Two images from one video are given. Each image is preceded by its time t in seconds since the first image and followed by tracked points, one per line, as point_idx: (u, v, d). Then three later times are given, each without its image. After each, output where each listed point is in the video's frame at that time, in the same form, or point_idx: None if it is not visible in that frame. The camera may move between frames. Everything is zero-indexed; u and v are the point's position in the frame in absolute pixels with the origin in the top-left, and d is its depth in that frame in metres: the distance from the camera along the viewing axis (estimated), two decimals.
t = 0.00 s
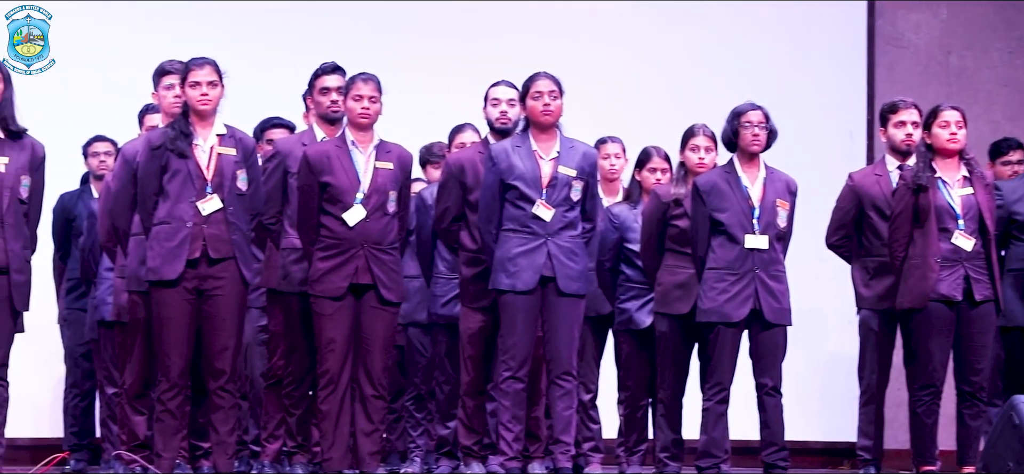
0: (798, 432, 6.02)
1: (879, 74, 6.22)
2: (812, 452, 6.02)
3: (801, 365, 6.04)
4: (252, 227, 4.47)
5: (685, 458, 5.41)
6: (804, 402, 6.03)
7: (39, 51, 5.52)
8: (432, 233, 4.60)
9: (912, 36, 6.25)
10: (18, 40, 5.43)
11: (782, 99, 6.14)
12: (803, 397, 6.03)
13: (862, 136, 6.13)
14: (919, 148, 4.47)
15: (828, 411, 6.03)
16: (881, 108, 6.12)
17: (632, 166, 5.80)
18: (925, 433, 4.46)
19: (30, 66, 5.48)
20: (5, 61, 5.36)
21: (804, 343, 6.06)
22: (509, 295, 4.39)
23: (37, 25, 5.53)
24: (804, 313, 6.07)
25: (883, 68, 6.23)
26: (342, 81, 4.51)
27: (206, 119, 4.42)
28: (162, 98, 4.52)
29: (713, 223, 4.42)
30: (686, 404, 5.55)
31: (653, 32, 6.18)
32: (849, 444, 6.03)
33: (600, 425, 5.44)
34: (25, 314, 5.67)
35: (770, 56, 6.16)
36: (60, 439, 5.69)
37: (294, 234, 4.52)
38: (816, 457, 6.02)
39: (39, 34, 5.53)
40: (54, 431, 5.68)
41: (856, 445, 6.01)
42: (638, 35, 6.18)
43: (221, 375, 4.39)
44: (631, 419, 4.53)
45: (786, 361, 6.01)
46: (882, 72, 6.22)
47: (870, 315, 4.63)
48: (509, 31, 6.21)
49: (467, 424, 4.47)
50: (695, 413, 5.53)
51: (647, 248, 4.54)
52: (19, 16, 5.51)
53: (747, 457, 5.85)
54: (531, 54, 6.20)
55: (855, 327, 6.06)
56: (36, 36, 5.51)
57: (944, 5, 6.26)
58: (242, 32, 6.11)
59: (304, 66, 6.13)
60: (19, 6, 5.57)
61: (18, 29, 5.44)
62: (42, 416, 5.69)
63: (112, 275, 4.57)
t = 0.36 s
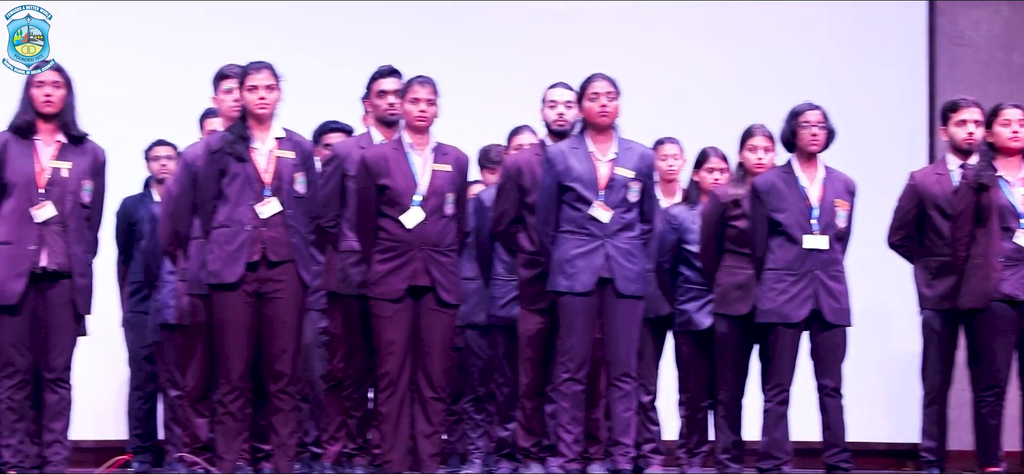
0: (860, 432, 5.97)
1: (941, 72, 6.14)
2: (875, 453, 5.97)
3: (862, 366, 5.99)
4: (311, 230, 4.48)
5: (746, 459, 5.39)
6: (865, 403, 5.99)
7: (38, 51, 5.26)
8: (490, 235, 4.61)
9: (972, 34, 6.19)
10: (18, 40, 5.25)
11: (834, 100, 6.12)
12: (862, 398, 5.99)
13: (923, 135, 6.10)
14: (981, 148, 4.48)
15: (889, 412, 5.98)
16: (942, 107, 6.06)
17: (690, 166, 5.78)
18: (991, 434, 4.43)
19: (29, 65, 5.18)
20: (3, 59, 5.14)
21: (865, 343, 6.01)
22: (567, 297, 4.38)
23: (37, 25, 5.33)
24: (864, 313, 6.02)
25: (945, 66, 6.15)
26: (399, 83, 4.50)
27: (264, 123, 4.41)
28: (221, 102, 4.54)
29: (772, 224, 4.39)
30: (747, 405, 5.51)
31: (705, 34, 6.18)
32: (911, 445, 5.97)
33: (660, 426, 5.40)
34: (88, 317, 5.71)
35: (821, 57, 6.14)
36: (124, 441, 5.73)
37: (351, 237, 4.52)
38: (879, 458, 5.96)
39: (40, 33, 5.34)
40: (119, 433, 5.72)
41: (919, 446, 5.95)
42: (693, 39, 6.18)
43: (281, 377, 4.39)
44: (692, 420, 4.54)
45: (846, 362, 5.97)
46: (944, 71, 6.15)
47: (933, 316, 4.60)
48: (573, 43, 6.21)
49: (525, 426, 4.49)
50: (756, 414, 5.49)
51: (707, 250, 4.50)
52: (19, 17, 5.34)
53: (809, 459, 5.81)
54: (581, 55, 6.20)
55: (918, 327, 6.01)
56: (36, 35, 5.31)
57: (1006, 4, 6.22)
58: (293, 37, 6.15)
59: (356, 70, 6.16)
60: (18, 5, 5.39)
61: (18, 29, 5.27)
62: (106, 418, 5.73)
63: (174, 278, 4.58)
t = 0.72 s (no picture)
0: (921, 433, 5.95)
1: (1001, 69, 6.04)
2: (938, 453, 5.93)
3: (922, 366, 5.98)
4: (368, 233, 4.48)
5: (807, 460, 5.39)
6: (925, 403, 5.97)
7: (38, 51, 5.96)
8: (547, 236, 4.60)
9: None
10: (18, 40, 5.92)
11: (886, 99, 6.12)
12: (917, 398, 5.98)
13: (984, 133, 6.07)
14: None
15: (950, 411, 5.96)
16: (1003, 105, 6.00)
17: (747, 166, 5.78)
18: None
19: (28, 65, 5.94)
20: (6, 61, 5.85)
21: (926, 343, 5.98)
22: (624, 298, 4.37)
23: (37, 25, 5.96)
24: (924, 313, 5.99)
25: (1005, 62, 6.04)
26: (455, 84, 4.50)
27: (321, 125, 4.42)
28: (279, 105, 4.57)
29: (831, 223, 4.36)
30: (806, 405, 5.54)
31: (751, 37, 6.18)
32: (974, 445, 5.94)
33: (719, 427, 5.43)
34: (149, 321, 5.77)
35: (877, 55, 6.14)
36: (185, 444, 5.78)
37: (409, 239, 4.53)
38: (942, 459, 5.92)
39: (39, 32, 6.00)
40: (180, 435, 5.76)
41: (981, 446, 5.92)
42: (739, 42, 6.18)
43: (339, 380, 4.39)
44: (750, 421, 4.57)
45: (907, 363, 5.95)
46: (1004, 67, 6.04)
47: (995, 315, 4.57)
48: (617, 55, 6.22)
49: (584, 428, 4.48)
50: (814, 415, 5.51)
51: (764, 251, 4.50)
52: (19, 16, 5.93)
53: (870, 459, 5.79)
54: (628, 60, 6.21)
55: (980, 326, 5.99)
56: (36, 36, 5.96)
57: None
58: (344, 39, 6.18)
59: (405, 74, 6.19)
60: (19, 5, 5.94)
61: (19, 29, 5.91)
62: (166, 421, 5.78)
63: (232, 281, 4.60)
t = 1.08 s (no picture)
0: (966, 436, 5.94)
1: None
2: (986, 456, 5.87)
3: (966, 368, 5.97)
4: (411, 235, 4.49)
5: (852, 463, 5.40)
6: (969, 405, 5.95)
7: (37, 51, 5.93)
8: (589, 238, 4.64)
9: None
10: (18, 39, 4.53)
11: (930, 101, 6.12)
12: (956, 401, 5.96)
13: None
14: None
15: (994, 414, 5.95)
16: None
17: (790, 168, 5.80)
18: None
19: (28, 67, 4.54)
20: None
21: (971, 345, 5.97)
22: (667, 300, 4.36)
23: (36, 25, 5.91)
24: (969, 315, 5.97)
25: None
26: (497, 88, 4.52)
27: (364, 128, 4.43)
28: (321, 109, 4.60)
29: (875, 225, 4.33)
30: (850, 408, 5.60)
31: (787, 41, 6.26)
32: (1019, 449, 5.92)
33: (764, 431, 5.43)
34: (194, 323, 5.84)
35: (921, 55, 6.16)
36: (229, 446, 5.81)
37: (451, 241, 4.54)
38: (989, 461, 5.85)
39: (40, 32, 4.64)
40: (225, 436, 5.80)
41: None
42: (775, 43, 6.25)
43: (382, 382, 4.40)
44: (793, 424, 4.57)
45: (951, 365, 5.94)
46: None
47: None
48: (637, 55, 6.29)
49: (627, 430, 4.49)
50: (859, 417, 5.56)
51: (807, 252, 4.50)
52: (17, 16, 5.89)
53: (914, 463, 5.77)
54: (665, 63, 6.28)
55: None
56: (36, 36, 4.60)
57: None
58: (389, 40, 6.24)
59: (443, 76, 6.24)
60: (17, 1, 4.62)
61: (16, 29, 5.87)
62: (210, 423, 5.82)
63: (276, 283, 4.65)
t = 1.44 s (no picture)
0: (1011, 453, 5.96)
1: None
2: None
3: (1011, 385, 5.96)
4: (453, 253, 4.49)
5: None
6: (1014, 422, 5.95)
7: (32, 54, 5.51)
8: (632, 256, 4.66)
9: None
10: (18, 39, 4.45)
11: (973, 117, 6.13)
12: (1002, 417, 5.95)
13: None
14: None
15: None
16: None
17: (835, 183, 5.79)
18: None
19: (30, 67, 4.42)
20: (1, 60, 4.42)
21: (1015, 362, 5.97)
22: (710, 317, 4.35)
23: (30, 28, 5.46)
24: (1012, 332, 5.99)
25: None
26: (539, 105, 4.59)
27: (407, 146, 4.46)
28: (365, 127, 4.63)
29: (919, 241, 4.32)
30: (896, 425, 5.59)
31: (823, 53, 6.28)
32: None
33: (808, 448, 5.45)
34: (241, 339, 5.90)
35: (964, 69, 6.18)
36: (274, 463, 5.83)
37: (493, 258, 4.53)
38: None
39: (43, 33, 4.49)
40: (269, 454, 5.84)
41: None
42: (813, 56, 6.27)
43: (426, 399, 4.40)
44: (838, 442, 4.56)
45: (996, 382, 5.93)
46: None
47: None
48: (679, 65, 6.31)
49: (671, 447, 4.54)
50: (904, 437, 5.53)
51: (852, 269, 4.49)
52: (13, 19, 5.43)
53: None
54: (702, 78, 6.29)
55: None
56: (38, 36, 4.45)
57: None
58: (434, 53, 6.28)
59: (482, 91, 6.27)
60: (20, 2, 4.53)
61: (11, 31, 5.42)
62: (255, 439, 5.86)
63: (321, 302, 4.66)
